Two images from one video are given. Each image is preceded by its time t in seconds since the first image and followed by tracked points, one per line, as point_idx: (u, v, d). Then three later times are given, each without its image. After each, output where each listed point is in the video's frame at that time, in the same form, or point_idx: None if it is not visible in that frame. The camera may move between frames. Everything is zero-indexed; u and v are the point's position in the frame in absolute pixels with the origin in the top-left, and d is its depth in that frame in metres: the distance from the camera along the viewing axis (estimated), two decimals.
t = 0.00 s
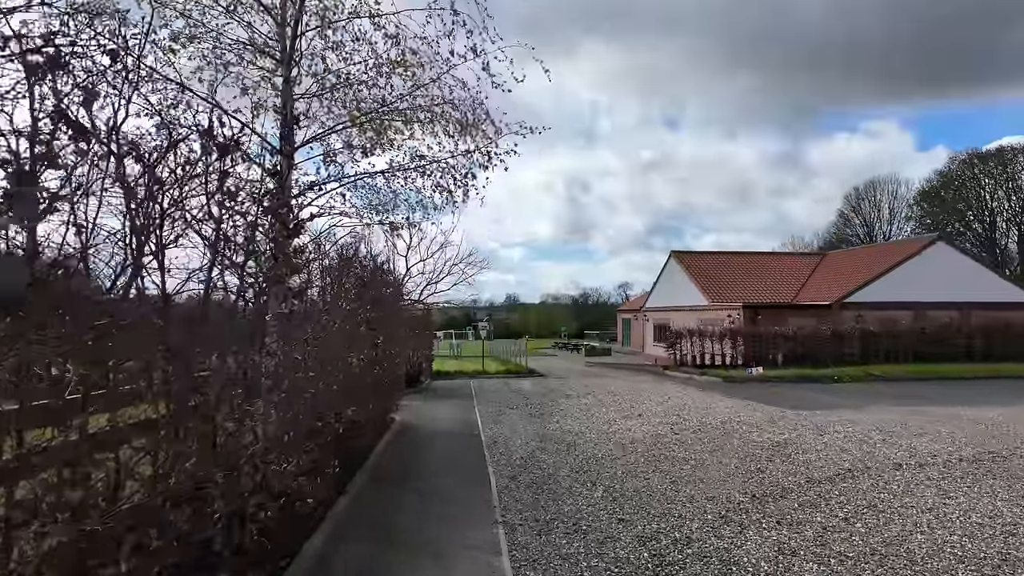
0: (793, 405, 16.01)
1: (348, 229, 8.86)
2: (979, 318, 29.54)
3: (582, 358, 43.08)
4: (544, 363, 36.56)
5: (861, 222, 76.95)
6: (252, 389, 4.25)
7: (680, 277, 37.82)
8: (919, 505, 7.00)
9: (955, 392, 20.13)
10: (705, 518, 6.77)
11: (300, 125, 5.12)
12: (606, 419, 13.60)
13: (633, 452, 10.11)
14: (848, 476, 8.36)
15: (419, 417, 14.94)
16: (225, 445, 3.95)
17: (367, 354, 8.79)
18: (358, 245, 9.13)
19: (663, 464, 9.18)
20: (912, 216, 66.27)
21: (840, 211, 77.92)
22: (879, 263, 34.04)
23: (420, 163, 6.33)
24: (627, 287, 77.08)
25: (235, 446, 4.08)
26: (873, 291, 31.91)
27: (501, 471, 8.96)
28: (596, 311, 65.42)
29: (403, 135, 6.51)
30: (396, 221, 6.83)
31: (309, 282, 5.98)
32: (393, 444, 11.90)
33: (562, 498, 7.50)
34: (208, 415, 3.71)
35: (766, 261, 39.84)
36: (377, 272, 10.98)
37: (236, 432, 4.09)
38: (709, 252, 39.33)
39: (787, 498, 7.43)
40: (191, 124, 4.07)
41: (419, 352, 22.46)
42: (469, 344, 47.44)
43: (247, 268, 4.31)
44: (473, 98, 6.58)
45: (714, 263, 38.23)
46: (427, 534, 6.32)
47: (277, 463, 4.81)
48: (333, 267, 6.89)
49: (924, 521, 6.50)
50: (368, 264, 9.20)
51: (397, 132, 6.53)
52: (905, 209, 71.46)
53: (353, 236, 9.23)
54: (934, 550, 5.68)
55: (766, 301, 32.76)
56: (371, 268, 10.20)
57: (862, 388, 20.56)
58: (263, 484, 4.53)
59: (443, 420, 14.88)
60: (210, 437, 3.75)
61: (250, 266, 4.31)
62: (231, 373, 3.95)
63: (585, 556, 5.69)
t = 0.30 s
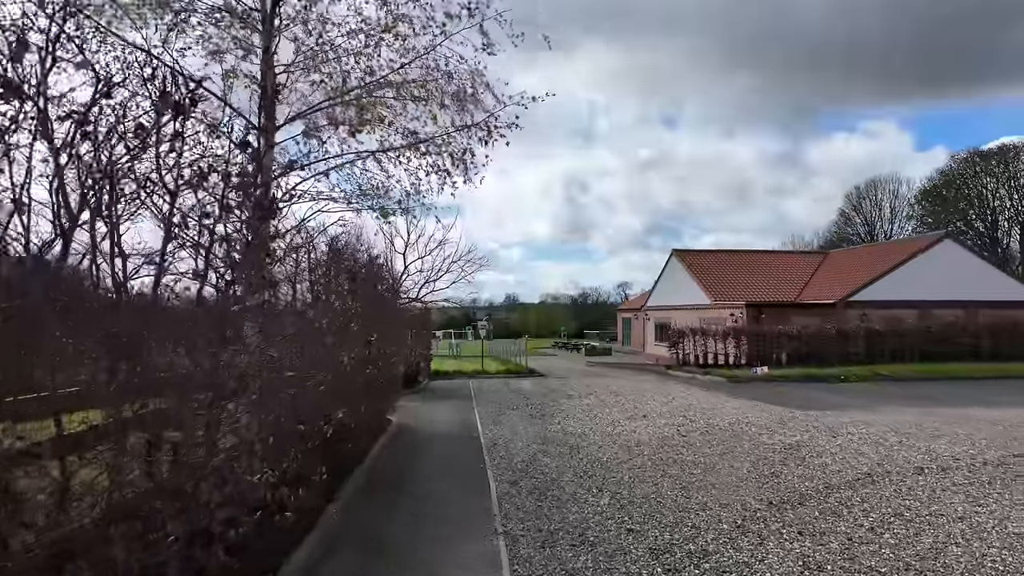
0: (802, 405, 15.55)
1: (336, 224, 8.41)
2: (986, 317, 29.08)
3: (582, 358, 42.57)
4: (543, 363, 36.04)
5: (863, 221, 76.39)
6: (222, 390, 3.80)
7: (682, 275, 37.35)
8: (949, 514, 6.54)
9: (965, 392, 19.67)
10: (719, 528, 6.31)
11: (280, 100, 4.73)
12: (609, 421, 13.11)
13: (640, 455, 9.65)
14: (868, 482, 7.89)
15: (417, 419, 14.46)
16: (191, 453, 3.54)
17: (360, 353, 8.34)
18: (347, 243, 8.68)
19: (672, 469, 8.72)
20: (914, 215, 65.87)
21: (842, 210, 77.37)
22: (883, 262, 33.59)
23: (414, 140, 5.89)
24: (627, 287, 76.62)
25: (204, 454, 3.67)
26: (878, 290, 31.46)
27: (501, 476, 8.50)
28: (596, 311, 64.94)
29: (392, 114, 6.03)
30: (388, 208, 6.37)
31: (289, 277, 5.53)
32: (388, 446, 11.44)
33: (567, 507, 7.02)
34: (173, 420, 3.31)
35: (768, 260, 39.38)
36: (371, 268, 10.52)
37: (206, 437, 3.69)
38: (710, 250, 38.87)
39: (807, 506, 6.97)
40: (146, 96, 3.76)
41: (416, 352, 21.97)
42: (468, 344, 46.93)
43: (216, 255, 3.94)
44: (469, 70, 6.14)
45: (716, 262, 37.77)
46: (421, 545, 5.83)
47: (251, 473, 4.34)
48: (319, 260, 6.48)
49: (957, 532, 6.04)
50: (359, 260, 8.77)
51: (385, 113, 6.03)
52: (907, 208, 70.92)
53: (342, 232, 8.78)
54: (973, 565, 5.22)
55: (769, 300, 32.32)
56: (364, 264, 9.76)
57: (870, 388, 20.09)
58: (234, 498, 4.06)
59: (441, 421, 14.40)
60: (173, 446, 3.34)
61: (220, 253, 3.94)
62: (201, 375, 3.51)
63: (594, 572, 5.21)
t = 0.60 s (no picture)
0: (810, 408, 15.08)
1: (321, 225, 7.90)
2: (994, 317, 28.61)
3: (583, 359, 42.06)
4: (543, 364, 35.53)
5: (865, 220, 75.80)
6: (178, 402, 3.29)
7: (684, 275, 36.88)
8: (985, 531, 6.06)
9: (977, 394, 19.19)
10: (738, 546, 5.82)
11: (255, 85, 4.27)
12: (613, 425, 12.64)
13: (647, 462, 9.17)
14: (892, 493, 7.41)
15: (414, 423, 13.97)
16: (147, 475, 3.11)
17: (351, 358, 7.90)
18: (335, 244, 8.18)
19: (682, 478, 8.25)
20: (916, 214, 65.46)
21: (844, 209, 76.83)
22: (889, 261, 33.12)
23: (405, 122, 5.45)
24: (627, 287, 76.17)
25: (162, 474, 3.25)
26: (884, 289, 30.98)
27: (501, 486, 8.03)
28: (597, 311, 64.49)
29: (379, 97, 5.54)
30: (377, 201, 5.88)
31: (262, 280, 5.05)
32: (385, 451, 10.97)
33: (572, 522, 6.54)
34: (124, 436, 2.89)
35: (771, 259, 38.92)
36: (365, 268, 10.05)
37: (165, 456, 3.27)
38: (713, 250, 38.40)
39: (829, 522, 6.49)
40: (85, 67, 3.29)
41: (415, 354, 21.49)
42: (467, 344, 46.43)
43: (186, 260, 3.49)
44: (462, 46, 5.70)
45: (719, 261, 37.27)
46: (414, 565, 5.34)
47: (218, 494, 3.84)
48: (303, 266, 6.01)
49: (996, 552, 5.56)
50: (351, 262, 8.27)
51: (366, 98, 5.52)
52: (910, 207, 70.37)
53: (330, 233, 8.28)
54: None
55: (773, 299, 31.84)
56: (356, 265, 9.28)
57: (879, 390, 19.62)
58: (195, 524, 3.57)
59: (440, 424, 13.91)
60: (119, 468, 2.89)
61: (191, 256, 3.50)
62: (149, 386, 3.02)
63: None
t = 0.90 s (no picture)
0: (822, 410, 14.63)
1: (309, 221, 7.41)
2: (1004, 317, 28.15)
3: (585, 359, 41.58)
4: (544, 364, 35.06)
5: (867, 219, 75.34)
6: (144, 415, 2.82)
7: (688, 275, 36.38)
8: None
9: (990, 395, 18.72)
10: (763, 562, 5.37)
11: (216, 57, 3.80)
12: (619, 428, 12.16)
13: (658, 469, 8.72)
14: (921, 502, 6.96)
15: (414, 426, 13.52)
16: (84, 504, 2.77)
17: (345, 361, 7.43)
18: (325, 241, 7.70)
19: (696, 485, 7.79)
20: (919, 213, 65.03)
21: (845, 208, 76.39)
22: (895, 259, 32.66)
23: (399, 97, 5.12)
24: (627, 288, 75.77)
25: (109, 500, 2.87)
26: (891, 288, 30.52)
27: (505, 495, 7.58)
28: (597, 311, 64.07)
29: (371, 71, 5.12)
30: (369, 188, 5.43)
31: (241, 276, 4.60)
32: (382, 458, 10.50)
33: (583, 535, 6.08)
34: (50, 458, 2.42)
35: (775, 258, 38.49)
36: (362, 265, 9.57)
37: (110, 479, 2.92)
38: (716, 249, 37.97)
39: (858, 533, 6.04)
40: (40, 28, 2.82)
41: (414, 354, 21.02)
42: (467, 345, 45.98)
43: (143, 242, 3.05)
44: (458, 11, 5.29)
45: (722, 260, 36.77)
46: None
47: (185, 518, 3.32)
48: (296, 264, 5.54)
49: None
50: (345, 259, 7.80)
51: (355, 72, 5.08)
52: (913, 206, 69.94)
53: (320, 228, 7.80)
54: None
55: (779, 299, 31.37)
56: (351, 263, 8.81)
57: (889, 392, 19.16)
58: (156, 551, 3.09)
59: (440, 428, 13.43)
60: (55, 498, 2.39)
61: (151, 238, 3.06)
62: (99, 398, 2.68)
63: None
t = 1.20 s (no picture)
0: (834, 413, 14.18)
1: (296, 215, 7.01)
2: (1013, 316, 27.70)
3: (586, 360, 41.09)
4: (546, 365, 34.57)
5: (870, 218, 74.87)
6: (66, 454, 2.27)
7: (691, 274, 35.92)
8: None
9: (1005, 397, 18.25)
10: None
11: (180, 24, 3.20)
12: (627, 432, 11.69)
13: (671, 478, 8.26)
14: (957, 515, 6.50)
15: (413, 430, 13.07)
16: None
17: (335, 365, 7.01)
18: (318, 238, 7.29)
19: (713, 497, 7.34)
20: (921, 213, 64.63)
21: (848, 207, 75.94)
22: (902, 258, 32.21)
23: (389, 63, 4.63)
24: (627, 288, 75.37)
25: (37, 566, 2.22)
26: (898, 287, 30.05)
27: (510, 507, 7.11)
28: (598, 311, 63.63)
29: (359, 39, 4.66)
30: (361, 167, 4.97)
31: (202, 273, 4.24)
32: (381, 466, 10.04)
33: (596, 553, 5.61)
34: None
35: (779, 257, 38.05)
36: (360, 266, 9.13)
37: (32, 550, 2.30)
38: (719, 248, 37.52)
39: (896, 551, 5.57)
40: None
41: (413, 355, 20.56)
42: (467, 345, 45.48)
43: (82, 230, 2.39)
44: None
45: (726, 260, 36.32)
46: None
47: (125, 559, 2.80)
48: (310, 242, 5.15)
49: None
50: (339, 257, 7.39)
51: (344, 41, 4.61)
52: (916, 206, 69.47)
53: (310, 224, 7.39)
54: None
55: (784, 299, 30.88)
56: (349, 261, 8.39)
57: (900, 393, 18.69)
58: None
59: (441, 432, 12.99)
60: None
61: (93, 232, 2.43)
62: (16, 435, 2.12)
63: None
